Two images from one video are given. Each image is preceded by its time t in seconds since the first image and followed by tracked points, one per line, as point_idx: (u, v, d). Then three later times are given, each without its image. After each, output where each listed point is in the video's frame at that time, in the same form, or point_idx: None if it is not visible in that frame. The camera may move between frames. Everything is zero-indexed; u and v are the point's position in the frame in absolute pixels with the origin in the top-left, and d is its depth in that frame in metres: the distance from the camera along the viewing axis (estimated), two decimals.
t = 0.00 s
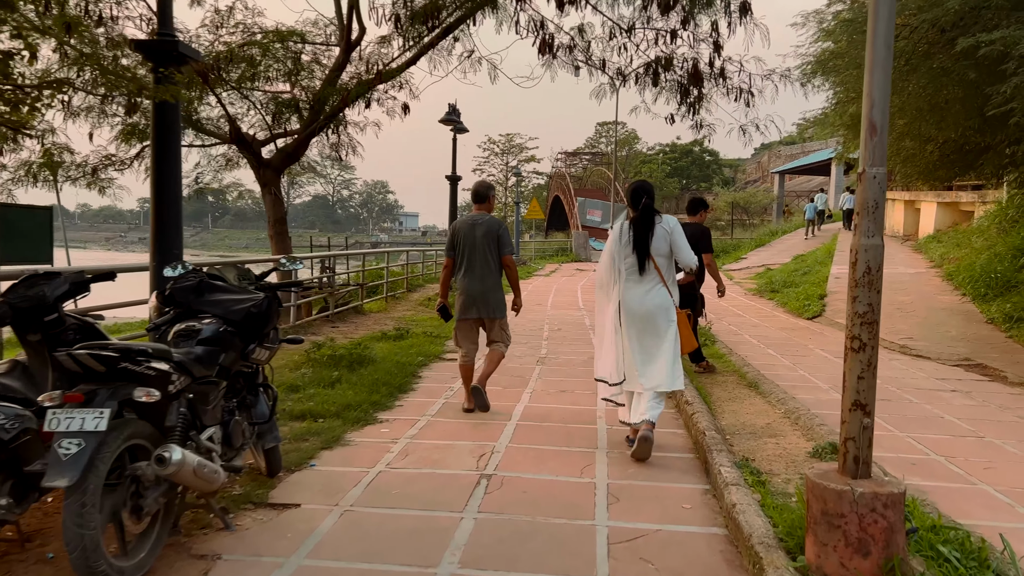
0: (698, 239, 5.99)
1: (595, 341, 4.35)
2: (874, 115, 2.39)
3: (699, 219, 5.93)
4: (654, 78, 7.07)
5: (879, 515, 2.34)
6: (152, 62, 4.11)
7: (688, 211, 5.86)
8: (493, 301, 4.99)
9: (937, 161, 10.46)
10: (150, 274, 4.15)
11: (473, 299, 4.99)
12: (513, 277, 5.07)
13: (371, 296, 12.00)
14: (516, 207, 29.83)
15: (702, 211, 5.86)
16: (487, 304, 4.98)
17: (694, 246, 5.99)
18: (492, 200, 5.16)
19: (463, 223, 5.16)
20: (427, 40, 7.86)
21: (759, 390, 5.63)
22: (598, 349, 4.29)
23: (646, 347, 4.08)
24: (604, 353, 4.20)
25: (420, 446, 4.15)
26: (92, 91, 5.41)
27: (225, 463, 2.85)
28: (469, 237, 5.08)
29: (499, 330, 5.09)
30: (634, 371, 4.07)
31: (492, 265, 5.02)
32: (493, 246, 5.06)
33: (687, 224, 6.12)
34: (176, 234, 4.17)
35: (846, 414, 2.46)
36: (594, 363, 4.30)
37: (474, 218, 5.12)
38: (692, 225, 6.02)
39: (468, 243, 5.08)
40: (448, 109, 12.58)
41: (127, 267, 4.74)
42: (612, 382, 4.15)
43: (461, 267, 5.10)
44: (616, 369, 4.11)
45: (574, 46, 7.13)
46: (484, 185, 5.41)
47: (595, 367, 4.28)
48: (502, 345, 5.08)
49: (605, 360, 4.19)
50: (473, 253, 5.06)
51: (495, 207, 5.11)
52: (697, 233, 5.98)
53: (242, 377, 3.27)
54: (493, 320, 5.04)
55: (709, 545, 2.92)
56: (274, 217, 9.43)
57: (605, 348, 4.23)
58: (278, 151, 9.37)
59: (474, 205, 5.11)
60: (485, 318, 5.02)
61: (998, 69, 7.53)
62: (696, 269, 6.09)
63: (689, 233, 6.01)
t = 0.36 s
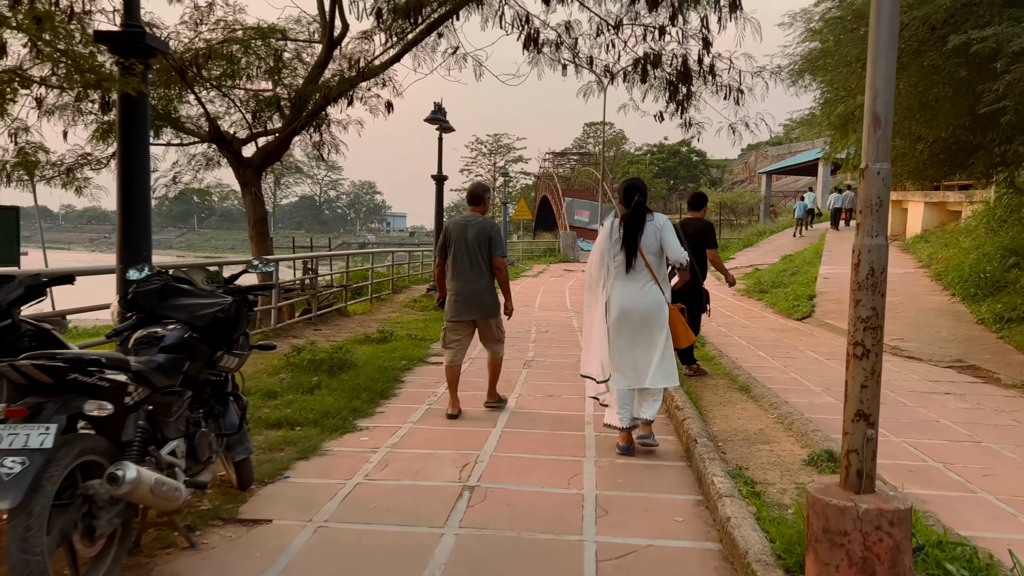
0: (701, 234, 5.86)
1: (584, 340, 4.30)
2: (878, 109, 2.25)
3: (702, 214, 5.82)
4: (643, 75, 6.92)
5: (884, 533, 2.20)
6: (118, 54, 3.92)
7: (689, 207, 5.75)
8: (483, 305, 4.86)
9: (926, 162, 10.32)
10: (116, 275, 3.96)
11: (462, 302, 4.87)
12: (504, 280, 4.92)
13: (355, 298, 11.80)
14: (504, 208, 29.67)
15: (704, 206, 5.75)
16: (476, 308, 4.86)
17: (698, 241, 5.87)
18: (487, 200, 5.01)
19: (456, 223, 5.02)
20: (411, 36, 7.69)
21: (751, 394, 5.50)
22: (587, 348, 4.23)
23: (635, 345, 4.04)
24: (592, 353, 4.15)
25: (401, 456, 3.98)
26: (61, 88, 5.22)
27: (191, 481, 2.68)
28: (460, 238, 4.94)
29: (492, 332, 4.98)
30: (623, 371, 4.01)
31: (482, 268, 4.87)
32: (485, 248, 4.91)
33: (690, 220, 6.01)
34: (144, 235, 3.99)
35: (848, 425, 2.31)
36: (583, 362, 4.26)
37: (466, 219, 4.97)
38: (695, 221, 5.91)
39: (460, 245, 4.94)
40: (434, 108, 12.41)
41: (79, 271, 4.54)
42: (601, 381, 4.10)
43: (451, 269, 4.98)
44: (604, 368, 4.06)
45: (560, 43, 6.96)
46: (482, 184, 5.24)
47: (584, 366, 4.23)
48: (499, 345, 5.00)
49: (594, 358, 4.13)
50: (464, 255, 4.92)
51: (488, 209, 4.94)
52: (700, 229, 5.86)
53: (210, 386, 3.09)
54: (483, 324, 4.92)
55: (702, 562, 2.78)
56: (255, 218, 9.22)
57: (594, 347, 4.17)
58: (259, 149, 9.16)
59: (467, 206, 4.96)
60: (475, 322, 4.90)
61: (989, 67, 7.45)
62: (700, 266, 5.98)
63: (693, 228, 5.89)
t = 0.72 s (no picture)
0: (705, 231, 5.72)
1: (575, 341, 4.18)
2: (893, 97, 2.10)
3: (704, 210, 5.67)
4: (634, 72, 6.79)
5: (902, 550, 2.06)
6: (91, 47, 3.76)
7: (691, 203, 5.61)
8: (479, 311, 4.70)
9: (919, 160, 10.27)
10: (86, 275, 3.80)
11: (460, 307, 4.74)
12: (503, 287, 4.76)
13: (342, 300, 11.63)
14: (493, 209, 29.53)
15: (705, 201, 5.55)
16: (473, 314, 4.72)
17: (700, 239, 5.74)
18: (491, 204, 4.85)
19: (459, 226, 4.89)
20: (399, 31, 7.52)
21: (748, 397, 5.37)
22: (581, 350, 4.11)
23: (635, 346, 3.95)
24: (588, 353, 4.03)
25: (387, 465, 3.81)
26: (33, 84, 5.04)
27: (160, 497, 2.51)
28: (462, 242, 4.81)
29: (491, 339, 4.83)
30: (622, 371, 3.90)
31: (480, 274, 4.72)
32: (485, 253, 4.76)
33: (693, 216, 5.87)
34: (115, 233, 3.83)
35: (861, 435, 2.17)
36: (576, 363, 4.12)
37: (468, 222, 4.84)
38: (698, 216, 5.77)
39: (461, 249, 4.82)
40: (422, 107, 12.24)
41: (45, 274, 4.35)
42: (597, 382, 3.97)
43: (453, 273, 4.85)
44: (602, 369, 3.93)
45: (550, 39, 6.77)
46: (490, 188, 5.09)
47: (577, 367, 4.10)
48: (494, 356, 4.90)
49: (590, 359, 4.01)
50: (464, 259, 4.79)
51: (490, 213, 4.79)
52: (703, 225, 5.72)
53: (182, 394, 2.93)
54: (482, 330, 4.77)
55: None
56: (239, 218, 9.03)
57: (589, 348, 4.06)
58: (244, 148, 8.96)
59: (470, 209, 4.83)
60: (473, 328, 4.76)
61: (983, 63, 7.35)
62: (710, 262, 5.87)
63: (696, 225, 5.76)
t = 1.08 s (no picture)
0: (714, 232, 5.56)
1: (579, 342, 4.14)
2: (920, 82, 1.95)
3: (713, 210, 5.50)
4: (631, 67, 6.62)
5: (931, 572, 1.92)
6: (62, 34, 3.55)
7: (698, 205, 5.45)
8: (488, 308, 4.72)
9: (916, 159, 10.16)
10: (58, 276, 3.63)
11: (471, 305, 4.79)
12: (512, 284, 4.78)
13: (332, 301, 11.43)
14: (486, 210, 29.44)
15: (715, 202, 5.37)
16: (483, 313, 4.76)
17: (710, 239, 5.58)
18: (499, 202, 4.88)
19: (468, 225, 4.93)
20: (390, 27, 7.35)
21: (749, 401, 5.21)
22: (584, 350, 4.07)
23: (639, 347, 3.90)
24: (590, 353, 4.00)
25: (376, 474, 3.64)
26: (8, 79, 4.86)
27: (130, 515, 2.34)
28: (470, 239, 4.85)
29: (497, 338, 4.79)
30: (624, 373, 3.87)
31: (489, 272, 4.75)
32: (493, 251, 4.77)
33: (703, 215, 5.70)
34: (88, 232, 3.67)
35: (886, 446, 2.02)
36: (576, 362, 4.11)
37: (477, 220, 4.85)
38: (707, 216, 5.60)
39: (470, 247, 4.85)
40: (413, 106, 12.05)
41: (20, 275, 4.17)
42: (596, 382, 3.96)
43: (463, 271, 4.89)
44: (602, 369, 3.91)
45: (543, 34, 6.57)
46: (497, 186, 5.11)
47: (579, 368, 4.06)
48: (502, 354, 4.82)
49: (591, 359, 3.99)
50: (474, 257, 4.83)
51: (498, 210, 4.81)
52: (712, 226, 5.55)
53: (156, 403, 2.74)
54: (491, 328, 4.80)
55: None
56: (226, 219, 8.83)
57: (592, 348, 4.02)
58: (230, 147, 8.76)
59: (478, 207, 4.86)
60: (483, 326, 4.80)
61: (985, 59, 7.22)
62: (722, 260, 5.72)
63: (706, 225, 5.59)
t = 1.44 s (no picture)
0: (731, 236, 5.51)
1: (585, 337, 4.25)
2: (953, 67, 1.80)
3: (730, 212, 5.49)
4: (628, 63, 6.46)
5: None
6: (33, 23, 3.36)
7: (714, 207, 5.44)
8: (499, 302, 4.80)
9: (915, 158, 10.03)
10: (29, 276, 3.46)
11: (479, 300, 4.82)
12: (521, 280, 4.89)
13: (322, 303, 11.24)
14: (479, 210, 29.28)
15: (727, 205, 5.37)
16: (494, 307, 4.80)
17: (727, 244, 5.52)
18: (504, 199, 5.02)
19: (473, 224, 5.03)
20: (381, 21, 7.17)
21: (751, 406, 5.06)
22: (590, 345, 4.18)
23: (644, 342, 3.98)
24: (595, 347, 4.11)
25: (365, 486, 3.47)
26: None
27: (97, 535, 2.19)
28: (477, 237, 4.95)
29: (495, 338, 4.83)
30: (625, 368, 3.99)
31: (499, 267, 4.85)
32: (502, 247, 4.90)
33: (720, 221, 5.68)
34: (62, 231, 3.49)
35: (915, 463, 1.87)
36: (581, 353, 4.25)
37: (483, 218, 4.99)
38: (725, 222, 5.59)
39: (477, 245, 4.96)
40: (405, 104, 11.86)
41: None
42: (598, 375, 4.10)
43: (471, 269, 4.97)
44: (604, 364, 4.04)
45: (537, 28, 6.39)
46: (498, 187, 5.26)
47: (586, 363, 4.16)
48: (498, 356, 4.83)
49: (594, 352, 4.12)
50: (482, 254, 4.93)
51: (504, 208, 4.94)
52: (729, 230, 5.52)
53: (128, 414, 2.57)
54: (497, 324, 4.82)
55: None
56: (213, 219, 8.64)
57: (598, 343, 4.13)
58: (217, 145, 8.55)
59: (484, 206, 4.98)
60: (492, 322, 4.83)
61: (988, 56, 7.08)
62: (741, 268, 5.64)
63: (723, 229, 5.57)
